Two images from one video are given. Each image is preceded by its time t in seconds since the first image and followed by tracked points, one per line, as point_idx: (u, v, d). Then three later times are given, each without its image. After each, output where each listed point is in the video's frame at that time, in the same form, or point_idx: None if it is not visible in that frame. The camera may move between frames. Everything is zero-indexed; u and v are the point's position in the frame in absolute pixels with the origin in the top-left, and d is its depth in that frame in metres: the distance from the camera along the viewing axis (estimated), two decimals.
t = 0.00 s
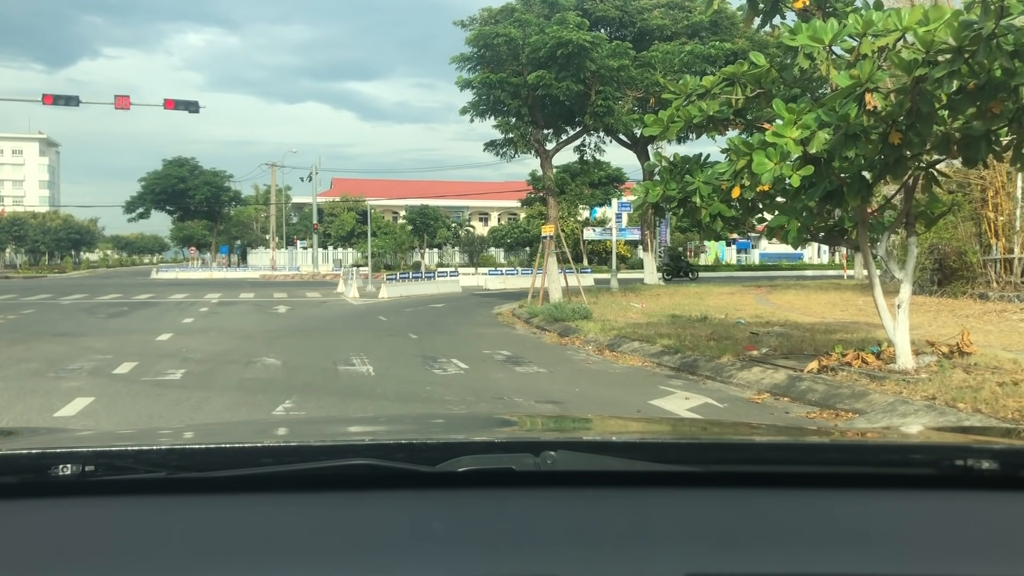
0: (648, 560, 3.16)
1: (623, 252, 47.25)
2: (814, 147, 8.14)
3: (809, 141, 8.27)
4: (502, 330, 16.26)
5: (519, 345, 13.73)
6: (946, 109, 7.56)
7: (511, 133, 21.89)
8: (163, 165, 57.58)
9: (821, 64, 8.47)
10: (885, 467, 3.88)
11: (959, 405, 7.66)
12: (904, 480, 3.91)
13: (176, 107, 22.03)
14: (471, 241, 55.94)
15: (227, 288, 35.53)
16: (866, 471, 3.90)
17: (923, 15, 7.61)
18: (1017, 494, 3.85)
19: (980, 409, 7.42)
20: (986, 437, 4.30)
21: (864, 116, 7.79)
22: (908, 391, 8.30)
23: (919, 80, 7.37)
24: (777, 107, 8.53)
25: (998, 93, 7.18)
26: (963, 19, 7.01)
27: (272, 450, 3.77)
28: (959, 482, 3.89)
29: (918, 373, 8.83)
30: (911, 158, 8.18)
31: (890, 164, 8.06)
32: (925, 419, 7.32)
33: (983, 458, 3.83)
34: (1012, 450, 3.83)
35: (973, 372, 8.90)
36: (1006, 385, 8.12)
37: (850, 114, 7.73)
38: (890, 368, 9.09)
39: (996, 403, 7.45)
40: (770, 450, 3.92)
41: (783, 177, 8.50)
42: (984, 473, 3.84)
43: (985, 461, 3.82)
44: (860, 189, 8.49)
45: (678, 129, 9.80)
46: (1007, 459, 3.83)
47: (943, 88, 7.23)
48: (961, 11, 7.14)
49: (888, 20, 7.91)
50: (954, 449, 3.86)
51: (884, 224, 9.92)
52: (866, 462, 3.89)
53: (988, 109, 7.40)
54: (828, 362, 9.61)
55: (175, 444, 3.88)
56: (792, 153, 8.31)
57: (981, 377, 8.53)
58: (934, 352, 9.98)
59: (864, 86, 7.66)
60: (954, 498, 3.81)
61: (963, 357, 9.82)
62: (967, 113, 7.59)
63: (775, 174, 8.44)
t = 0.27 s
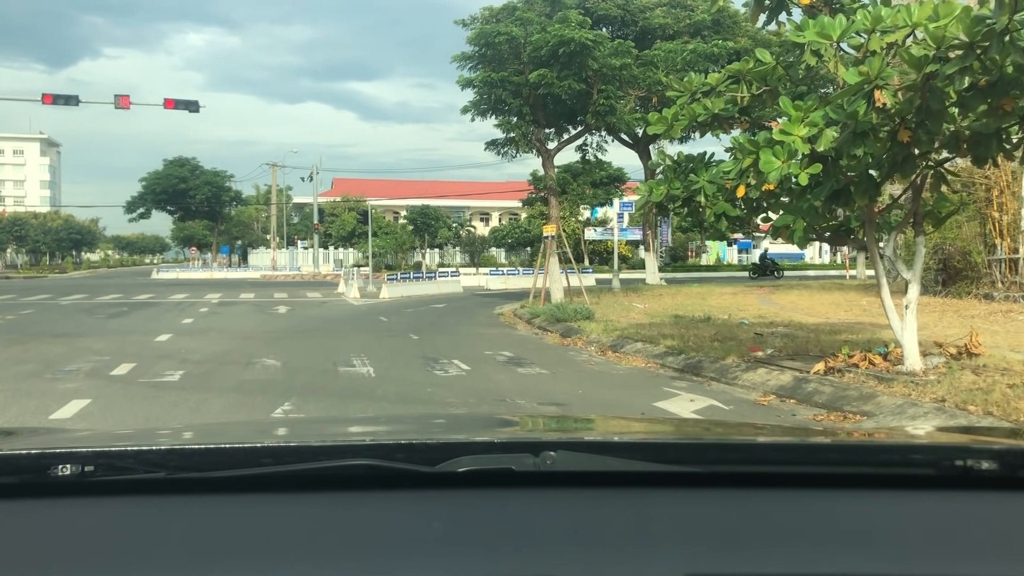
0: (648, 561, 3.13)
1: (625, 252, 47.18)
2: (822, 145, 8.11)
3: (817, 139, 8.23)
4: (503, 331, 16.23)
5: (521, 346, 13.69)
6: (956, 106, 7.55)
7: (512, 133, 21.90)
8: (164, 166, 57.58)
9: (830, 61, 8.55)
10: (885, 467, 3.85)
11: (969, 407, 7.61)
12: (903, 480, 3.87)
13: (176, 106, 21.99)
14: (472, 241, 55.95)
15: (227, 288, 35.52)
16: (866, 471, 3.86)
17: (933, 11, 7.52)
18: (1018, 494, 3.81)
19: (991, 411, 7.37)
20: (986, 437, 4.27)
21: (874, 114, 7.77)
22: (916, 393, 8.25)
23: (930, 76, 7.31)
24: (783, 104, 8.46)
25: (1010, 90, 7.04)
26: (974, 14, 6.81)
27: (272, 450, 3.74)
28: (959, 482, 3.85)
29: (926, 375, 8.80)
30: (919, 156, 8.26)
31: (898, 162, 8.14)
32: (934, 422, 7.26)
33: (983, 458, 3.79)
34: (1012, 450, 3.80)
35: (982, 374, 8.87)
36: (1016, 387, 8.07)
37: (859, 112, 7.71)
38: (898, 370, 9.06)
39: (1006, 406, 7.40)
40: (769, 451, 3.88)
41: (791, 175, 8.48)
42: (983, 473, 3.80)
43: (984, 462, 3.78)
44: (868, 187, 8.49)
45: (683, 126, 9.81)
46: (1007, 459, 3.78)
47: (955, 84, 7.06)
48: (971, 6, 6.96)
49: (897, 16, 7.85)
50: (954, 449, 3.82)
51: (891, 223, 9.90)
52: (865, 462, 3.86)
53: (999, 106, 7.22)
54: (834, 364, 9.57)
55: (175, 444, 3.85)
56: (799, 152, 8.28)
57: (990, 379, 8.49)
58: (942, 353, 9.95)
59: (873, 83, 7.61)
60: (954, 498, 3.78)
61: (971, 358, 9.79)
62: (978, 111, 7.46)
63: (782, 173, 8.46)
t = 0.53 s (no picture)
0: (648, 561, 3.10)
1: (626, 252, 47.13)
2: (832, 143, 8.01)
3: (826, 136, 8.13)
4: (505, 331, 16.20)
5: (523, 346, 13.66)
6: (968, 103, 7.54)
7: (514, 132, 21.70)
8: (165, 166, 57.62)
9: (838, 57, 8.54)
10: (885, 467, 3.81)
11: (982, 410, 7.56)
12: (904, 480, 3.83)
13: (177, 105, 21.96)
14: (474, 241, 55.97)
15: (228, 288, 35.52)
16: (865, 471, 3.82)
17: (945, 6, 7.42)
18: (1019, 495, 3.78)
19: (1005, 414, 7.32)
20: (987, 437, 4.24)
21: (885, 111, 7.73)
22: (927, 396, 8.21)
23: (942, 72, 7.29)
24: (792, 101, 8.40)
25: None
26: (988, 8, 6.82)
27: (271, 450, 3.70)
28: (959, 482, 3.81)
29: (936, 376, 8.76)
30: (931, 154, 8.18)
31: (909, 160, 8.07)
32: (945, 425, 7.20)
33: (983, 458, 3.75)
34: (1012, 450, 3.76)
35: (993, 375, 8.83)
36: None
37: (869, 108, 7.70)
38: (907, 371, 9.01)
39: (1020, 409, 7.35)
40: (770, 451, 3.85)
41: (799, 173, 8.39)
42: (984, 473, 3.76)
43: (984, 461, 3.74)
44: (878, 186, 8.48)
45: (689, 124, 9.80)
46: (1007, 459, 3.75)
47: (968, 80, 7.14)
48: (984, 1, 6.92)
49: (908, 11, 7.73)
50: (954, 449, 3.78)
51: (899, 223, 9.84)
52: (865, 462, 3.82)
53: (1013, 103, 7.23)
54: (842, 365, 9.56)
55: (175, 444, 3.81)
56: (808, 149, 8.18)
57: (1001, 381, 8.46)
58: (952, 355, 9.92)
59: (886, 78, 7.57)
60: (955, 498, 3.75)
61: (982, 360, 9.76)
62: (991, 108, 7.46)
63: (792, 170, 8.33)
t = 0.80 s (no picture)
0: (648, 561, 3.10)
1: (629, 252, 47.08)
2: (844, 140, 7.93)
3: (838, 133, 8.03)
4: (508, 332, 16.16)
5: (526, 347, 13.61)
6: (983, 98, 7.54)
7: (517, 131, 21.89)
8: (167, 165, 57.61)
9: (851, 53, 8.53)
10: (881, 467, 3.85)
11: (998, 414, 7.49)
12: (901, 481, 3.87)
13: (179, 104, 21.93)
14: (476, 241, 55.95)
15: (230, 289, 35.48)
16: (862, 471, 3.86)
17: None
18: (1017, 495, 3.81)
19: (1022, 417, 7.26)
20: (985, 437, 4.27)
21: (898, 106, 7.73)
22: (940, 398, 8.15)
23: (957, 67, 7.31)
24: (802, 98, 8.35)
25: None
26: None
27: (271, 450, 3.68)
28: (957, 483, 3.85)
29: (950, 379, 8.72)
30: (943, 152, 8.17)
31: (922, 158, 8.06)
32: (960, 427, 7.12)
33: (981, 458, 3.79)
34: (1010, 450, 3.80)
35: (1004, 377, 8.82)
36: None
37: (882, 105, 7.75)
38: (919, 373, 8.96)
39: None
40: (770, 450, 3.87)
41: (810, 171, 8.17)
42: (982, 473, 3.80)
43: (982, 461, 3.78)
44: (889, 184, 8.50)
45: (695, 122, 9.62)
46: (1004, 459, 3.78)
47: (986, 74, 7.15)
48: None
49: (921, 5, 7.71)
50: (952, 449, 3.81)
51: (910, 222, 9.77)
52: (863, 462, 3.86)
53: None
54: (851, 367, 9.51)
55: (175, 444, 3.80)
56: (820, 146, 8.05)
57: (1013, 383, 8.44)
58: (964, 357, 9.87)
59: (900, 74, 7.58)
60: (954, 498, 3.77)
61: (994, 362, 9.72)
62: (1006, 104, 7.46)
63: (802, 168, 8.15)
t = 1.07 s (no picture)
0: (646, 561, 3.19)
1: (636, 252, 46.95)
2: (891, 129, 7.43)
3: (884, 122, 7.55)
4: (515, 334, 16.13)
5: (538, 350, 13.47)
6: None
7: (526, 127, 21.73)
8: (171, 165, 57.49)
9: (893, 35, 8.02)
10: (885, 467, 3.98)
11: None
12: (903, 480, 4.00)
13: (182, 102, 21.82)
14: (482, 241, 55.84)
15: (234, 288, 35.41)
16: (864, 471, 3.98)
17: None
18: (1013, 494, 3.94)
19: None
20: (978, 436, 4.40)
21: (950, 94, 7.25)
22: (990, 409, 7.74)
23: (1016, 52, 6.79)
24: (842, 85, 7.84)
25: None
26: None
27: (271, 451, 3.79)
28: (958, 483, 3.98)
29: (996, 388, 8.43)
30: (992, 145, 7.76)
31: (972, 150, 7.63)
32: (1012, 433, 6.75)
33: (980, 458, 3.92)
34: (1007, 450, 3.94)
35: None
36: None
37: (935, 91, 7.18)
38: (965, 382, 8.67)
39: None
40: (769, 451, 4.01)
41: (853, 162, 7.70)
42: (981, 472, 3.93)
43: (981, 461, 3.92)
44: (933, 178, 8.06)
45: (723, 112, 9.60)
46: (1003, 458, 3.92)
47: None
48: None
49: None
50: (952, 449, 3.95)
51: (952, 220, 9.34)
52: (864, 462, 3.99)
53: None
54: (888, 377, 9.23)
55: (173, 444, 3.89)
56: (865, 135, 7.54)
57: None
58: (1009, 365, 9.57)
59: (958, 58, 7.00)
60: (949, 497, 3.90)
61: None
62: None
63: (847, 159, 7.65)
